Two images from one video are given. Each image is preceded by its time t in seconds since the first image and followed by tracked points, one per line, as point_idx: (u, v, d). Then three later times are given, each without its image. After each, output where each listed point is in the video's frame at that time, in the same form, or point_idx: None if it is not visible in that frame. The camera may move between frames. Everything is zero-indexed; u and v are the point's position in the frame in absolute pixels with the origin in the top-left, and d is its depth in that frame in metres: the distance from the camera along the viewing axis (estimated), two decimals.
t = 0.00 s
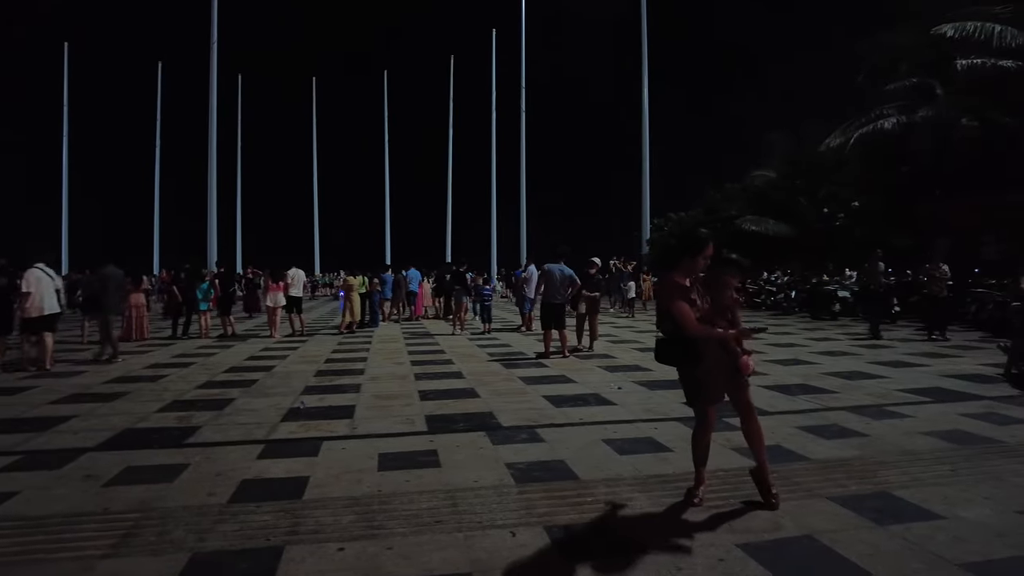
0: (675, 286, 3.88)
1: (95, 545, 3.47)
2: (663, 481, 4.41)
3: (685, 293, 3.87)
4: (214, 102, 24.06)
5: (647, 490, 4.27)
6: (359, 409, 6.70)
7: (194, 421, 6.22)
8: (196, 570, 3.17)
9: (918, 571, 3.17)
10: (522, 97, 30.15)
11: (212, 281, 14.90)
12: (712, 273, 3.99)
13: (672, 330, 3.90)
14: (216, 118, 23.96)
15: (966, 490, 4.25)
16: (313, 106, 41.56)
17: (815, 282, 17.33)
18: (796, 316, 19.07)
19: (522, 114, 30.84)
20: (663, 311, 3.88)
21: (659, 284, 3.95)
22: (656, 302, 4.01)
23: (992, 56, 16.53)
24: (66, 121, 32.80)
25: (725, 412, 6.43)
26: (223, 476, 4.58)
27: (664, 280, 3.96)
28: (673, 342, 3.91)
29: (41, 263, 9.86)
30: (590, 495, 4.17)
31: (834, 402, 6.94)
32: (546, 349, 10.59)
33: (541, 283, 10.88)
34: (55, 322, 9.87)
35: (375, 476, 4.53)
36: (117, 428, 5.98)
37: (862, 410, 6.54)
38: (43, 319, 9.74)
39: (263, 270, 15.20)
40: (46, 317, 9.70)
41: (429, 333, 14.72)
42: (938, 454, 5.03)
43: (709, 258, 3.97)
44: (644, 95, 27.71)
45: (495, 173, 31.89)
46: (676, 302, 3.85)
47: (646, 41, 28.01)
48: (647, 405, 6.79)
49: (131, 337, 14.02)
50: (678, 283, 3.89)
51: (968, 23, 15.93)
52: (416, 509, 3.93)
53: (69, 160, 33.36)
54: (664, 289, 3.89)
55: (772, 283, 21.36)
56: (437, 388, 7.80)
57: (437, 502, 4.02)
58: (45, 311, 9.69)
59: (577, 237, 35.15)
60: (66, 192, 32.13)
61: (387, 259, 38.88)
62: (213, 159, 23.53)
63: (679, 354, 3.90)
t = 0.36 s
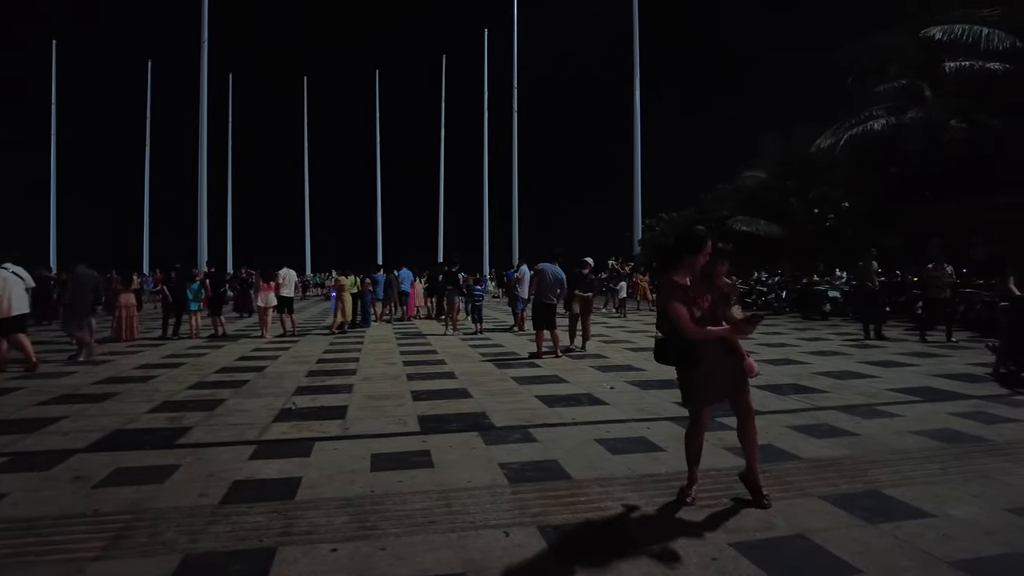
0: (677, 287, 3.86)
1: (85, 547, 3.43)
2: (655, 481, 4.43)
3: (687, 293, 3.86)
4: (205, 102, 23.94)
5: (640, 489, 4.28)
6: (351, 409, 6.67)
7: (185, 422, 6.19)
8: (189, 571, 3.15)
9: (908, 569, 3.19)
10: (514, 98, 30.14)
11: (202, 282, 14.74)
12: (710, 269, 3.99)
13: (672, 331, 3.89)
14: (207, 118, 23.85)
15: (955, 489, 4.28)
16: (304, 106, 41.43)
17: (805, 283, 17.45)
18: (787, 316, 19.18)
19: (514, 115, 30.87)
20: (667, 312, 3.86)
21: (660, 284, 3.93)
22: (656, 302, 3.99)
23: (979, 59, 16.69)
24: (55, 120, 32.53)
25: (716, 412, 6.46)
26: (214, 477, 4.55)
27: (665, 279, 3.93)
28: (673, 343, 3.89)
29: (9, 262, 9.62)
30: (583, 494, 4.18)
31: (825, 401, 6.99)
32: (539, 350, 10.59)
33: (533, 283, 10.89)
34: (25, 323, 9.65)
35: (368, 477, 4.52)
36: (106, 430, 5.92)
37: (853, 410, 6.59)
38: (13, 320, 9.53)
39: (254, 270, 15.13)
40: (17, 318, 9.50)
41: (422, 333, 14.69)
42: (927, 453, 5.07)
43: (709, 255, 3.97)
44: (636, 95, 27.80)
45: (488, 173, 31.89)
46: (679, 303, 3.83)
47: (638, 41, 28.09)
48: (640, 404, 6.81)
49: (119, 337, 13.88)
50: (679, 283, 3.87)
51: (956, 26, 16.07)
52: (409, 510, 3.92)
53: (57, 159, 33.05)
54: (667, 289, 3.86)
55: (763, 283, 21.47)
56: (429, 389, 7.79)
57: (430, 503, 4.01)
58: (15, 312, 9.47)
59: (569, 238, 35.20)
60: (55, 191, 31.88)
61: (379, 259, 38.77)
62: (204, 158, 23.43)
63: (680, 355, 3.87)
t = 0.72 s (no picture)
0: (710, 285, 3.84)
1: (79, 549, 3.41)
2: (650, 481, 4.43)
3: (718, 292, 3.85)
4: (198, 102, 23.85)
5: (636, 489, 4.28)
6: (346, 410, 6.65)
7: (179, 423, 6.17)
8: (184, 573, 3.14)
9: (902, 567, 3.21)
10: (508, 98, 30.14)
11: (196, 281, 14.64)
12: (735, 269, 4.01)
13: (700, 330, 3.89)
14: (199, 118, 23.75)
15: (949, 487, 4.31)
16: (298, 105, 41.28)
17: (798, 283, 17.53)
18: (780, 316, 19.25)
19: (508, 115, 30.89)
20: (697, 311, 3.84)
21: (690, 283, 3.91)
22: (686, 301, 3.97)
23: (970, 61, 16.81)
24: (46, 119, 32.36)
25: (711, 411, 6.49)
26: (208, 478, 4.53)
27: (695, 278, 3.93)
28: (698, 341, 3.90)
29: None
30: (579, 494, 4.18)
31: (819, 401, 7.02)
32: (533, 350, 10.60)
33: (527, 283, 10.89)
34: None
35: (363, 477, 4.51)
36: (99, 430, 5.90)
37: (847, 410, 6.62)
38: None
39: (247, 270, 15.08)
40: None
41: (416, 334, 14.68)
42: (920, 452, 5.11)
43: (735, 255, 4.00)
44: (630, 95, 27.86)
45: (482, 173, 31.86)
46: (711, 302, 3.82)
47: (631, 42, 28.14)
48: (634, 404, 6.82)
49: (112, 337, 13.80)
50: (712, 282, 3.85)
51: (948, 28, 16.20)
52: (405, 510, 3.91)
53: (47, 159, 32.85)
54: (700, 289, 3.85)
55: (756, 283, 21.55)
56: (424, 389, 7.78)
57: (427, 503, 4.01)
58: None
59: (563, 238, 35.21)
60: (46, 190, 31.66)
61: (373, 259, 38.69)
62: (196, 158, 23.34)
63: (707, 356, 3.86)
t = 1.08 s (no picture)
0: (745, 284, 3.78)
1: (77, 550, 3.41)
2: (648, 481, 4.44)
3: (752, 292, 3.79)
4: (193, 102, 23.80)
5: (635, 489, 4.29)
6: (343, 410, 6.65)
7: (177, 423, 6.16)
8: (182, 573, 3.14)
9: (899, 566, 3.23)
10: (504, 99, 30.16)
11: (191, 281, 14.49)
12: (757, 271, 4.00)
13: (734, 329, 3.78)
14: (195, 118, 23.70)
15: (946, 488, 4.32)
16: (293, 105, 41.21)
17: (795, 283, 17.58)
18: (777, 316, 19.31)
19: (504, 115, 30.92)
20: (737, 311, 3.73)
21: (725, 282, 3.81)
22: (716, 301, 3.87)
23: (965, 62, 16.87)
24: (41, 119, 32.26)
25: (708, 411, 6.51)
26: (206, 479, 4.53)
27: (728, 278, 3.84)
28: (729, 339, 3.79)
29: None
30: (578, 494, 4.19)
31: (816, 401, 7.04)
32: (530, 350, 10.61)
33: (524, 284, 10.91)
34: None
35: (362, 477, 4.51)
36: (97, 431, 5.89)
37: (844, 409, 6.65)
38: None
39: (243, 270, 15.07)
40: None
41: (413, 334, 14.66)
42: (916, 451, 5.14)
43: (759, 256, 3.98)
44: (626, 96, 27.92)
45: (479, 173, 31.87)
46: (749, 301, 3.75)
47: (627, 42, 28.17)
48: (632, 404, 6.85)
49: (107, 337, 13.79)
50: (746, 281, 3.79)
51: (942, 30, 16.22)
52: (404, 511, 3.91)
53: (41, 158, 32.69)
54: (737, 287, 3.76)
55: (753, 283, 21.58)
56: (422, 389, 7.78)
57: (425, 503, 4.01)
58: None
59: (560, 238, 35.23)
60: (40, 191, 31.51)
61: (369, 260, 38.66)
62: (192, 158, 23.27)
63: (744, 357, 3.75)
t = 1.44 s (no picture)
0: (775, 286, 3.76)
1: (81, 550, 3.41)
2: (650, 480, 4.45)
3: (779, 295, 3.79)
4: (192, 102, 23.76)
5: (637, 489, 4.30)
6: (344, 410, 6.65)
7: (178, 423, 6.16)
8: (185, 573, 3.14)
9: (901, 564, 3.24)
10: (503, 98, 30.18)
11: (190, 281, 14.43)
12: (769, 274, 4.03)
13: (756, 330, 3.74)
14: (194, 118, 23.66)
15: (946, 487, 4.34)
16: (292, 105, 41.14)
17: (794, 283, 17.60)
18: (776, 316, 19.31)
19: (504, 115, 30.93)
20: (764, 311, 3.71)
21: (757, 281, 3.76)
22: (738, 298, 3.82)
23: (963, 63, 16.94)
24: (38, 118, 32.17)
25: (708, 411, 6.51)
26: (208, 478, 4.52)
27: (755, 277, 3.81)
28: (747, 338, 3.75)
29: None
30: (580, 494, 4.19)
31: (816, 401, 7.05)
32: (530, 350, 10.61)
33: (524, 284, 10.92)
34: None
35: (363, 477, 4.52)
36: (98, 431, 5.89)
37: (843, 409, 6.67)
38: None
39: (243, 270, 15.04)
40: None
41: (412, 334, 14.65)
42: (916, 451, 5.15)
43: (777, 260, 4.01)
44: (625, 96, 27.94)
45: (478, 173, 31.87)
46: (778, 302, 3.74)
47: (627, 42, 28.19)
48: (632, 404, 6.85)
49: (106, 337, 13.73)
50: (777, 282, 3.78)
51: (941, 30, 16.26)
52: (406, 510, 3.92)
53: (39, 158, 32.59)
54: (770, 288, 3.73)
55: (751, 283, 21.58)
56: (422, 389, 7.79)
57: (428, 503, 4.02)
58: None
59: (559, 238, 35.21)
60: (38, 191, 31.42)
61: (369, 260, 38.66)
62: (190, 158, 23.21)
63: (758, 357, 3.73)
